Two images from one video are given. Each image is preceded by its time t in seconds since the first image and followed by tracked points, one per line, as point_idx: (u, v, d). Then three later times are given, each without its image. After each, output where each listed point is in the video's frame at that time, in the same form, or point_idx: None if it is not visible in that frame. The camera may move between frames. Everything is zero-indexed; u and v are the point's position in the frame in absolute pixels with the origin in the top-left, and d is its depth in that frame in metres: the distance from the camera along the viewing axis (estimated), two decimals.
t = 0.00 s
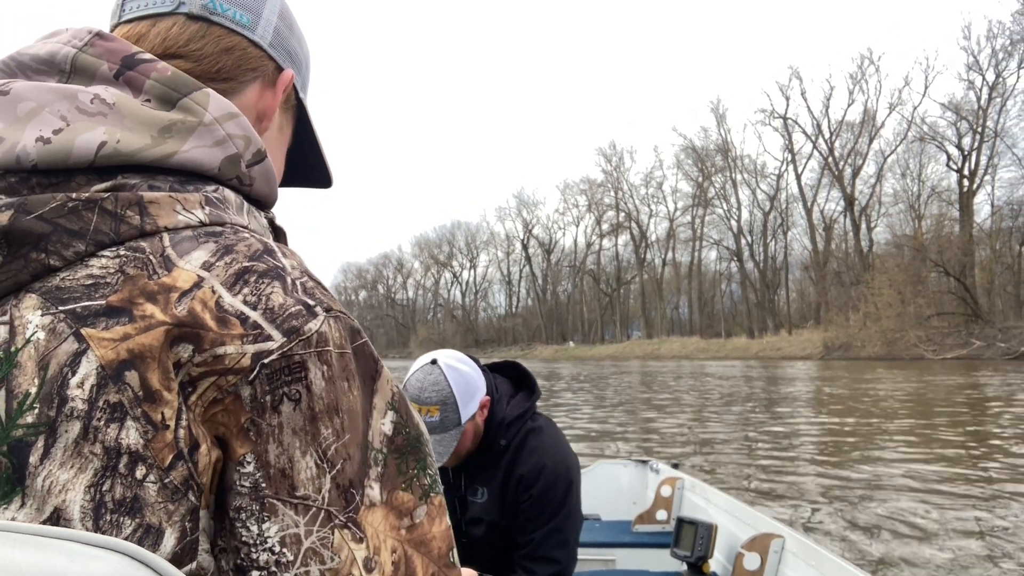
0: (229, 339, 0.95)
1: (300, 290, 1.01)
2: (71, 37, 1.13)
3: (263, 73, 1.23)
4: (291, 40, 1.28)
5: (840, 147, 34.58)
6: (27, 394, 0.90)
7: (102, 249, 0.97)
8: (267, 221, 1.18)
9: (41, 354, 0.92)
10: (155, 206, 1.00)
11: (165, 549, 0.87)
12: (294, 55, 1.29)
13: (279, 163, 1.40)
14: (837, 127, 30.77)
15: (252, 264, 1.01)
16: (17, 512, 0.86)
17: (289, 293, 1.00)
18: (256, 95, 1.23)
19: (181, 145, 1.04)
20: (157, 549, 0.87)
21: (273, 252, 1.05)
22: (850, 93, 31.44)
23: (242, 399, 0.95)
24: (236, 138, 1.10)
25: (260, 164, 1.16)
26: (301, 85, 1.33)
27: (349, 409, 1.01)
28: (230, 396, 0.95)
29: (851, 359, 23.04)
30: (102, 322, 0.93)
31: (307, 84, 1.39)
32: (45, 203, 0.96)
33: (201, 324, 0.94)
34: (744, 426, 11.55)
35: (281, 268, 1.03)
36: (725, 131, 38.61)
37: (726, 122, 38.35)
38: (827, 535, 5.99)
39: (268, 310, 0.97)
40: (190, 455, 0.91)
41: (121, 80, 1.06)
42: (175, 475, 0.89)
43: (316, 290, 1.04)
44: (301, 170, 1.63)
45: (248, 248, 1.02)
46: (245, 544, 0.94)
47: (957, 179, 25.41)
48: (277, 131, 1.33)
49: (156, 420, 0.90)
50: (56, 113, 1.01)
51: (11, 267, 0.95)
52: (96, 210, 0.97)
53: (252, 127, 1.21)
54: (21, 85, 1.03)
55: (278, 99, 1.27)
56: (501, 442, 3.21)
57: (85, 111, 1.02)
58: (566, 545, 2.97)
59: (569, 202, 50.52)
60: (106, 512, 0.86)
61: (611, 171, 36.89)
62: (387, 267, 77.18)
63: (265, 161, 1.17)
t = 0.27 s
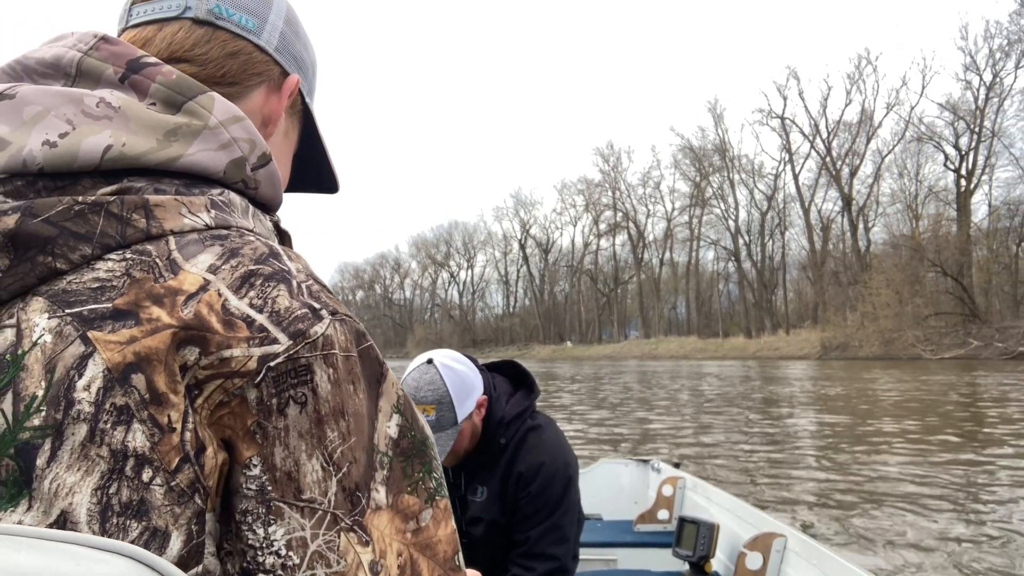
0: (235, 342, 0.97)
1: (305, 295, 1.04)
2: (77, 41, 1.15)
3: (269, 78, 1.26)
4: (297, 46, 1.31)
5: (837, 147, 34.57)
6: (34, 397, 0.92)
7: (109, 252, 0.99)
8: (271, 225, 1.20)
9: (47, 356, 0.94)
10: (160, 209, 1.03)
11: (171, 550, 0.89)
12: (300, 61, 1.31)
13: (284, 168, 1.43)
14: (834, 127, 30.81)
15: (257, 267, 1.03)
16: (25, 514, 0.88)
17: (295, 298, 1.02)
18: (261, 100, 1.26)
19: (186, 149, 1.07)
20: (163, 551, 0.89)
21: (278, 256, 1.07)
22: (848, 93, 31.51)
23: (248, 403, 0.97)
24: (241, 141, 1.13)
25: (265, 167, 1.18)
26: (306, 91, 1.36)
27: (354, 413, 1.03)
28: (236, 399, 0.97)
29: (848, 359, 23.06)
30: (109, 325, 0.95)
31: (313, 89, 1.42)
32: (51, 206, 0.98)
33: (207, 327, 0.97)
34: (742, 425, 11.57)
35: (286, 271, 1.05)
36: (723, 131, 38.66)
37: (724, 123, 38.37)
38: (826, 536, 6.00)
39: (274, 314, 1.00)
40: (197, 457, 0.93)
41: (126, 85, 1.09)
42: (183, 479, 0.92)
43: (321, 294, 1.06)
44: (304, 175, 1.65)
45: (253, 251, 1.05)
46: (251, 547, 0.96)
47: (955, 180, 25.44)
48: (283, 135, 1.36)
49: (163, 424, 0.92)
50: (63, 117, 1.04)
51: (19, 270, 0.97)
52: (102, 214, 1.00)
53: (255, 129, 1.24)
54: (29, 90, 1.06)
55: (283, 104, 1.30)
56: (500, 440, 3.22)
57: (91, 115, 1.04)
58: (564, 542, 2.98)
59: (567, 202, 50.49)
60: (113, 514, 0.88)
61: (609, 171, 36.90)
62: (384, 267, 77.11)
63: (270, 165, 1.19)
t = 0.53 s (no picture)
0: (237, 343, 0.97)
1: (307, 296, 1.03)
2: (79, 43, 1.15)
3: (272, 81, 1.25)
4: (300, 49, 1.30)
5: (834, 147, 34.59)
6: (37, 397, 0.91)
7: (111, 254, 0.99)
8: (274, 227, 1.19)
9: (49, 357, 0.93)
10: (163, 210, 1.02)
11: (174, 549, 0.89)
12: (304, 64, 1.31)
13: (286, 170, 1.42)
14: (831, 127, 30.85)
15: (260, 268, 1.02)
16: (26, 515, 0.87)
17: (297, 299, 1.02)
18: (264, 103, 1.25)
19: (188, 150, 1.06)
20: (166, 550, 0.88)
21: (280, 257, 1.07)
22: (845, 93, 31.48)
23: (249, 403, 0.97)
24: (244, 143, 1.12)
25: (268, 168, 1.18)
26: (309, 93, 1.35)
27: (355, 412, 1.02)
28: (237, 399, 0.97)
29: (846, 360, 23.11)
30: (110, 325, 0.94)
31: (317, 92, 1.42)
32: (54, 208, 0.98)
33: (209, 328, 0.96)
34: (739, 426, 11.58)
35: (288, 272, 1.05)
36: (720, 131, 38.64)
37: (721, 123, 38.40)
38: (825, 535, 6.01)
39: (276, 315, 0.99)
40: (198, 456, 0.93)
41: (128, 88, 1.09)
42: (184, 479, 0.91)
43: (323, 294, 1.06)
44: (306, 176, 1.65)
45: (255, 253, 1.04)
46: (253, 546, 0.95)
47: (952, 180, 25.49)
48: (285, 138, 1.35)
49: (165, 423, 0.92)
50: (66, 120, 1.03)
51: (22, 271, 0.97)
52: (105, 215, 0.99)
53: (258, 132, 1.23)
54: (31, 92, 1.05)
55: (286, 107, 1.29)
56: (499, 440, 3.21)
57: (93, 118, 1.04)
58: (565, 540, 3.01)
59: (564, 202, 50.49)
60: (114, 514, 0.88)
61: (606, 171, 36.91)
62: (381, 267, 77.02)
63: (272, 166, 1.19)
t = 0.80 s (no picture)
0: (231, 339, 0.96)
1: (301, 293, 1.02)
2: (72, 39, 1.14)
3: (265, 77, 1.24)
4: (294, 44, 1.29)
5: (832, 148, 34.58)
6: (31, 394, 0.91)
7: (105, 251, 0.98)
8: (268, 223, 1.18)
9: (44, 355, 0.93)
10: (156, 207, 1.01)
11: (169, 545, 0.89)
12: (298, 59, 1.29)
13: (281, 167, 1.41)
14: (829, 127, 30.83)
15: (255, 264, 1.01)
16: (23, 510, 0.87)
17: (292, 294, 1.01)
18: (258, 98, 1.24)
19: (182, 146, 1.05)
20: (161, 547, 0.88)
21: (275, 253, 1.05)
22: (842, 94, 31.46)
23: (245, 399, 0.96)
24: (237, 139, 1.11)
25: (262, 165, 1.17)
26: (304, 88, 1.34)
27: (350, 409, 1.01)
28: (232, 396, 0.96)
29: (844, 360, 23.13)
30: (104, 322, 0.94)
31: (312, 87, 1.40)
32: (47, 204, 0.97)
33: (203, 325, 0.95)
34: (737, 426, 11.58)
35: (282, 268, 1.03)
36: (718, 131, 38.66)
37: (719, 123, 38.39)
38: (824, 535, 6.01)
39: (269, 311, 0.98)
40: (193, 452, 0.92)
41: (122, 82, 1.08)
42: (179, 474, 0.91)
43: (318, 290, 1.05)
44: (303, 173, 1.63)
45: (249, 249, 1.03)
46: (248, 543, 0.94)
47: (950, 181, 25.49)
48: (280, 134, 1.34)
49: (159, 420, 0.91)
50: (59, 116, 1.02)
51: (16, 269, 0.97)
52: (98, 212, 0.98)
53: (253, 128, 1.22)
54: (24, 88, 1.04)
55: (281, 102, 1.28)
56: (499, 440, 3.19)
57: (86, 113, 1.03)
58: (566, 539, 3.01)
59: (561, 202, 50.44)
60: (109, 511, 0.87)
61: (604, 172, 36.89)
62: (378, 267, 76.96)
63: (267, 162, 1.17)
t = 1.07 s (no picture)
0: (232, 339, 0.95)
1: (302, 291, 1.01)
2: (72, 36, 1.13)
3: (264, 74, 1.23)
4: (293, 40, 1.28)
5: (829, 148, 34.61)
6: (32, 394, 0.90)
7: (107, 250, 0.98)
8: (269, 221, 1.17)
9: (45, 355, 0.92)
10: (157, 206, 1.00)
11: (172, 546, 0.88)
12: (297, 56, 1.29)
13: (282, 163, 1.40)
14: (826, 127, 30.85)
15: (255, 264, 1.01)
16: (24, 512, 0.86)
17: (293, 294, 1.00)
18: (257, 96, 1.23)
19: (183, 145, 1.04)
20: (164, 547, 0.88)
21: (275, 252, 1.05)
22: (840, 94, 31.48)
23: (247, 399, 0.95)
24: (238, 139, 1.10)
25: (263, 162, 1.15)
26: (304, 85, 1.33)
27: (353, 409, 1.00)
28: (234, 397, 0.95)
29: (842, 360, 23.16)
30: (105, 322, 0.93)
31: (312, 84, 1.39)
32: (47, 203, 0.96)
33: (204, 325, 0.94)
34: (735, 426, 11.59)
35: (283, 268, 1.03)
36: (715, 131, 38.67)
37: (716, 123, 38.39)
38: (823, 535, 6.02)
39: (272, 311, 0.97)
40: (195, 454, 0.92)
41: (122, 81, 1.07)
42: (181, 475, 0.90)
43: (319, 289, 1.04)
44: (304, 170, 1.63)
45: (251, 249, 1.02)
46: (250, 545, 0.94)
47: (947, 181, 25.53)
48: (279, 131, 1.33)
49: (161, 420, 0.90)
50: (59, 114, 1.02)
51: (16, 267, 0.96)
52: (100, 211, 0.98)
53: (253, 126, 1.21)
54: (24, 86, 1.04)
55: (280, 101, 1.27)
56: (503, 443, 3.19)
57: (87, 111, 1.02)
58: (568, 543, 3.00)
59: (559, 202, 50.41)
60: (113, 511, 0.87)
61: (601, 172, 36.87)
62: (376, 267, 76.88)
63: (267, 161, 1.16)
